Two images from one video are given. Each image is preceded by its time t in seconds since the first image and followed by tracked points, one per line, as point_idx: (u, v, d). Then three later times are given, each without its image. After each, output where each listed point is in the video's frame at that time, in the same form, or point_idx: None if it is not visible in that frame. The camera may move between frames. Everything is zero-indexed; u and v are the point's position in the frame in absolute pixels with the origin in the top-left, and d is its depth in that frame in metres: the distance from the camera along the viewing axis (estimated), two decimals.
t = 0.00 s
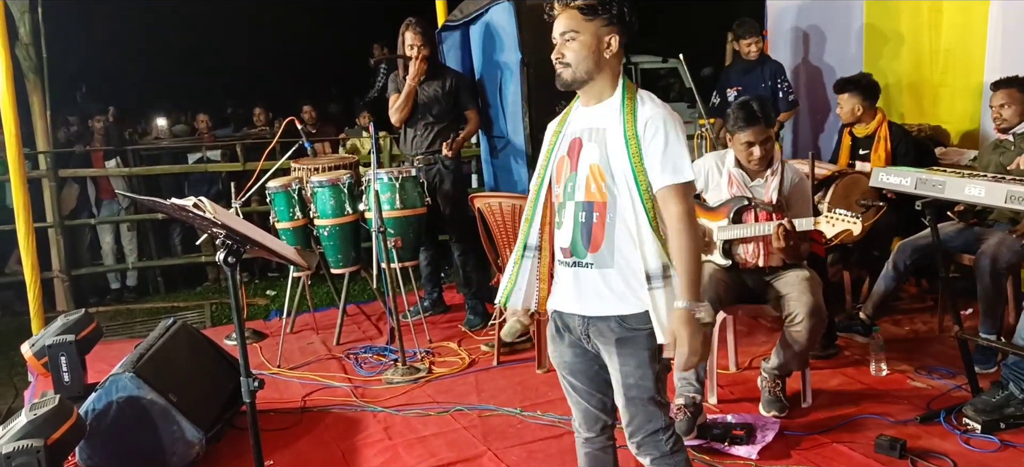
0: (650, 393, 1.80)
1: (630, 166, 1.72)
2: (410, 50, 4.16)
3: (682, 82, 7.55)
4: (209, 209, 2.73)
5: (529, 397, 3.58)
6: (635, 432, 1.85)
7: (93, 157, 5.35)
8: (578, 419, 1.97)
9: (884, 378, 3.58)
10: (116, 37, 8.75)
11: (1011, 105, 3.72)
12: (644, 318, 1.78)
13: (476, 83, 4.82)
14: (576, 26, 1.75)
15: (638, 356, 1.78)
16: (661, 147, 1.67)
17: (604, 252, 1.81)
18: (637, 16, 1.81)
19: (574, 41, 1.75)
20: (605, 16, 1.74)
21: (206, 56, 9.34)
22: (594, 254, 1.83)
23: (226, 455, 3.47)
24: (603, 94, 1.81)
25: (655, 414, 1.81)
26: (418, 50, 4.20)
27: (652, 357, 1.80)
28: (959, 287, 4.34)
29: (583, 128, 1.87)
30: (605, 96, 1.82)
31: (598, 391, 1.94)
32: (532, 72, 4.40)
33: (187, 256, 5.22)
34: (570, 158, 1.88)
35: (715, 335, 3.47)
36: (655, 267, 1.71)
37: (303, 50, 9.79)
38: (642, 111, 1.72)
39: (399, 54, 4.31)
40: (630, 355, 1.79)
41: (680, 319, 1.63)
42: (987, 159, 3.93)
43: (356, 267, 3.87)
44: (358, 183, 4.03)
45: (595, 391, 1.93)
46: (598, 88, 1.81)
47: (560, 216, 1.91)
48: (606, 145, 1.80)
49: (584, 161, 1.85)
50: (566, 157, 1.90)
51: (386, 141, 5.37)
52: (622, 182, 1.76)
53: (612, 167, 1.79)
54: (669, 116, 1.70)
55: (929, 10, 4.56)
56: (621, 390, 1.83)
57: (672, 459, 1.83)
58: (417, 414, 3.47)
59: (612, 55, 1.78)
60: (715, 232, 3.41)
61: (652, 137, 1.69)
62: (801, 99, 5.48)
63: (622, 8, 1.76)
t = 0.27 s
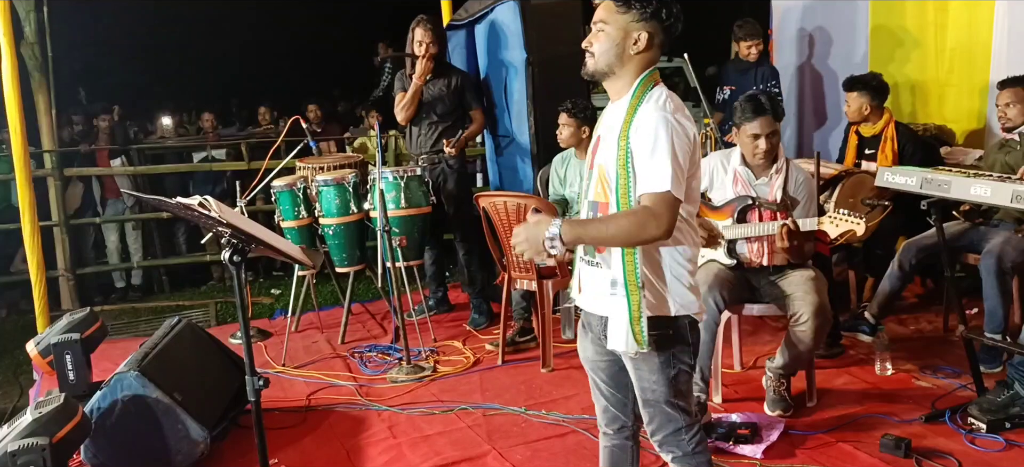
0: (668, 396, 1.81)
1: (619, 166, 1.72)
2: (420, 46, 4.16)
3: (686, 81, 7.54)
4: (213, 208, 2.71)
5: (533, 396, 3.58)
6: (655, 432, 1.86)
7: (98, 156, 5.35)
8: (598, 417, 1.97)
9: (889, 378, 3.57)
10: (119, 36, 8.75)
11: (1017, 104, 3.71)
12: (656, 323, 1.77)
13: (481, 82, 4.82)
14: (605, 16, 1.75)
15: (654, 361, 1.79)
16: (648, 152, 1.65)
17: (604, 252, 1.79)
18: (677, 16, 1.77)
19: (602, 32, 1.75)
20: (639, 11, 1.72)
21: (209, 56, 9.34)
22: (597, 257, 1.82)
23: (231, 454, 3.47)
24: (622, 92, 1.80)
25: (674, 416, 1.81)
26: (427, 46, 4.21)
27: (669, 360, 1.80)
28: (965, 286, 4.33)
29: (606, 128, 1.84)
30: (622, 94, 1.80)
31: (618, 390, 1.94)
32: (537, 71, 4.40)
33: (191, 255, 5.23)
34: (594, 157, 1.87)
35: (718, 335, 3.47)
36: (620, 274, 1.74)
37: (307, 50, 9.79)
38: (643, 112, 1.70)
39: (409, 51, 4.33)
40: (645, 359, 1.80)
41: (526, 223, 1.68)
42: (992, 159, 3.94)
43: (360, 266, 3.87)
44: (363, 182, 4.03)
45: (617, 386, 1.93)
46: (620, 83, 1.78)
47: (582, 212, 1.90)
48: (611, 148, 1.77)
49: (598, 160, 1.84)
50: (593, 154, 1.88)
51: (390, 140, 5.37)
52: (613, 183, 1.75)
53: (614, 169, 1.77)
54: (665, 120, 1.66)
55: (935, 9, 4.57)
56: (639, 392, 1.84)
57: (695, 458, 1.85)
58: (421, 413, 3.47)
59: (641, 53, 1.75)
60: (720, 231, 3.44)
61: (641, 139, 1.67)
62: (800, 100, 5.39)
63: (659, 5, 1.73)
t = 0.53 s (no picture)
0: (672, 401, 1.80)
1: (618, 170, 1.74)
2: (429, 40, 4.21)
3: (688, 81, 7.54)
4: (218, 207, 2.73)
5: (536, 395, 3.58)
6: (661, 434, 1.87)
7: (100, 154, 5.35)
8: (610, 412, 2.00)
9: (892, 377, 3.57)
10: (121, 35, 8.75)
11: (1019, 103, 3.71)
12: (660, 328, 1.77)
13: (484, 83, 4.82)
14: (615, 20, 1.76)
15: (655, 365, 1.80)
16: (643, 157, 1.64)
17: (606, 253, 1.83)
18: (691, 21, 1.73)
19: (613, 37, 1.76)
20: (650, 16, 1.71)
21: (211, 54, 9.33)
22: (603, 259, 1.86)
23: (233, 453, 3.47)
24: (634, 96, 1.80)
25: (678, 421, 1.81)
26: (437, 39, 4.25)
27: (673, 365, 1.79)
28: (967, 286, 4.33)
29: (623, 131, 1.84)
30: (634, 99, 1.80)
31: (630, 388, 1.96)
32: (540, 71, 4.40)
33: (193, 254, 5.23)
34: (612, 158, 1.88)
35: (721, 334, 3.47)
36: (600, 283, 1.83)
37: (309, 49, 9.78)
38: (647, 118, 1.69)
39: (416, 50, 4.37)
40: (647, 361, 1.81)
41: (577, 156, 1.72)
42: (994, 158, 3.93)
43: (362, 265, 3.87)
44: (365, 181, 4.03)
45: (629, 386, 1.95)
46: (633, 88, 1.79)
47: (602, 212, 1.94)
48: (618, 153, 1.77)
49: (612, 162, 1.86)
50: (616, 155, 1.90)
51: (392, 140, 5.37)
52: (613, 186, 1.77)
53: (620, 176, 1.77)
54: (664, 128, 1.64)
55: (938, 9, 4.58)
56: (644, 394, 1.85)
57: (701, 462, 1.84)
58: (423, 412, 3.47)
59: (652, 58, 1.74)
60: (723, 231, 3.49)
61: (643, 145, 1.66)
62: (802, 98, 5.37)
63: (671, 10, 1.72)
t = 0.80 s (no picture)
0: (684, 402, 1.80)
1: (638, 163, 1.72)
2: (436, 36, 4.24)
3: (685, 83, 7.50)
4: (219, 206, 2.73)
5: (538, 395, 3.58)
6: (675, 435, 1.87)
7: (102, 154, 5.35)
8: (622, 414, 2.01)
9: (894, 377, 3.57)
10: (123, 36, 8.76)
11: (1021, 104, 3.71)
12: (667, 330, 1.77)
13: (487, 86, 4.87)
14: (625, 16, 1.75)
15: (666, 368, 1.80)
16: (669, 152, 1.65)
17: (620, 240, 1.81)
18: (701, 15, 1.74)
19: (622, 32, 1.75)
20: (663, 11, 1.70)
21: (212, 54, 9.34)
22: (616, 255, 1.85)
23: (236, 452, 3.47)
24: (646, 90, 1.79)
25: (691, 421, 1.81)
26: (444, 34, 4.28)
27: (684, 366, 1.79)
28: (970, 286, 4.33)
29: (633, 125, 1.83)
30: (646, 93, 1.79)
31: (641, 389, 1.96)
32: (543, 70, 4.40)
33: (196, 254, 5.23)
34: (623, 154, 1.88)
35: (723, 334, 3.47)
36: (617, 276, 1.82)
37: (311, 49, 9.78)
38: (666, 114, 1.69)
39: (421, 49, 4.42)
40: (657, 364, 1.81)
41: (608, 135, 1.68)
42: (997, 158, 3.93)
43: (365, 265, 3.87)
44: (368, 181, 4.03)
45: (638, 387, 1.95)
46: (645, 82, 1.79)
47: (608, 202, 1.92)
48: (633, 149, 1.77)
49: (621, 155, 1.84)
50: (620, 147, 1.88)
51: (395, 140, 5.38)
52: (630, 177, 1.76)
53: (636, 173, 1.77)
54: (687, 124, 1.65)
55: (941, 10, 4.54)
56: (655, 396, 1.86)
57: (716, 461, 1.85)
58: (425, 412, 3.47)
59: (664, 53, 1.74)
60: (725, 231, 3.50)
61: (666, 142, 1.67)
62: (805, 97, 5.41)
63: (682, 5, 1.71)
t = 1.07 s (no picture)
0: (666, 400, 1.80)
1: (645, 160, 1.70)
2: (432, 34, 4.25)
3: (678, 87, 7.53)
4: (215, 205, 2.73)
5: (536, 393, 3.58)
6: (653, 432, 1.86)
7: (99, 153, 5.34)
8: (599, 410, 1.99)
9: (892, 375, 3.58)
10: (119, 35, 8.74)
11: (1018, 102, 3.72)
12: (658, 325, 1.77)
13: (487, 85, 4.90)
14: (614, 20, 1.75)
15: (651, 364, 1.79)
16: (678, 152, 1.65)
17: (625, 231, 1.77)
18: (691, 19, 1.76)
19: (614, 36, 1.74)
20: (654, 13, 1.71)
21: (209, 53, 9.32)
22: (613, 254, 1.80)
23: (234, 452, 3.47)
24: (641, 93, 1.79)
25: (671, 419, 1.81)
26: (438, 33, 4.29)
27: (669, 363, 1.79)
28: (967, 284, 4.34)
29: (626, 130, 1.82)
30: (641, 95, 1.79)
31: (619, 385, 1.95)
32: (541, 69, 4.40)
33: (193, 254, 5.22)
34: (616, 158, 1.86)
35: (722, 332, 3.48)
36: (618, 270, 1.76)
37: (308, 48, 9.77)
38: (670, 113, 1.69)
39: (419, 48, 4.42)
40: (642, 359, 1.79)
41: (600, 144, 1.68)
42: (994, 156, 3.94)
43: (363, 264, 3.87)
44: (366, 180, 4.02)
45: (616, 384, 1.95)
46: (638, 85, 1.78)
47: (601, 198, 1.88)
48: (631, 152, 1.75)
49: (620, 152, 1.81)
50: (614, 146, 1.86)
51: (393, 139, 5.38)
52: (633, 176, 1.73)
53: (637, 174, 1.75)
54: (694, 124, 1.65)
55: (938, 9, 4.56)
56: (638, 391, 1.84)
57: (691, 462, 1.85)
58: (424, 411, 3.47)
59: (656, 58, 1.74)
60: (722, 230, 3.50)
61: (670, 141, 1.66)
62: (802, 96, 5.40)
63: (674, 8, 1.72)
